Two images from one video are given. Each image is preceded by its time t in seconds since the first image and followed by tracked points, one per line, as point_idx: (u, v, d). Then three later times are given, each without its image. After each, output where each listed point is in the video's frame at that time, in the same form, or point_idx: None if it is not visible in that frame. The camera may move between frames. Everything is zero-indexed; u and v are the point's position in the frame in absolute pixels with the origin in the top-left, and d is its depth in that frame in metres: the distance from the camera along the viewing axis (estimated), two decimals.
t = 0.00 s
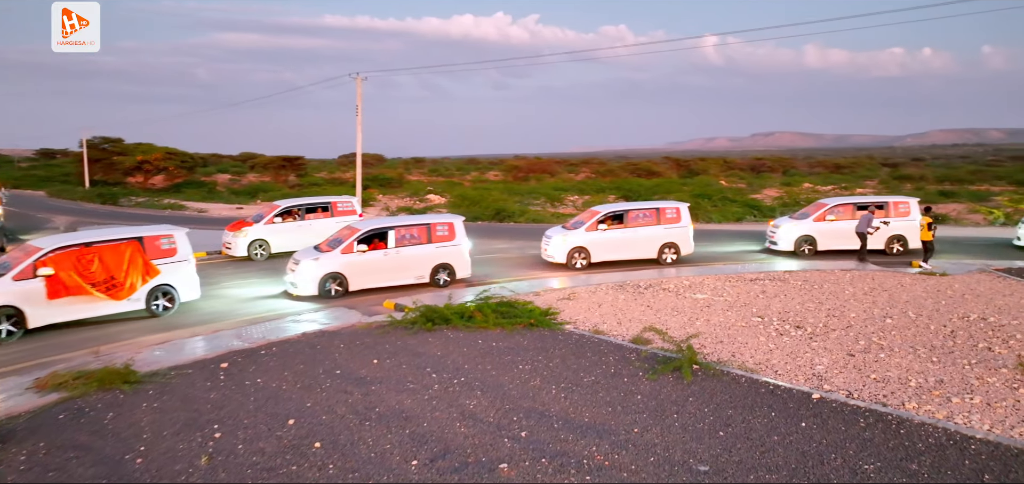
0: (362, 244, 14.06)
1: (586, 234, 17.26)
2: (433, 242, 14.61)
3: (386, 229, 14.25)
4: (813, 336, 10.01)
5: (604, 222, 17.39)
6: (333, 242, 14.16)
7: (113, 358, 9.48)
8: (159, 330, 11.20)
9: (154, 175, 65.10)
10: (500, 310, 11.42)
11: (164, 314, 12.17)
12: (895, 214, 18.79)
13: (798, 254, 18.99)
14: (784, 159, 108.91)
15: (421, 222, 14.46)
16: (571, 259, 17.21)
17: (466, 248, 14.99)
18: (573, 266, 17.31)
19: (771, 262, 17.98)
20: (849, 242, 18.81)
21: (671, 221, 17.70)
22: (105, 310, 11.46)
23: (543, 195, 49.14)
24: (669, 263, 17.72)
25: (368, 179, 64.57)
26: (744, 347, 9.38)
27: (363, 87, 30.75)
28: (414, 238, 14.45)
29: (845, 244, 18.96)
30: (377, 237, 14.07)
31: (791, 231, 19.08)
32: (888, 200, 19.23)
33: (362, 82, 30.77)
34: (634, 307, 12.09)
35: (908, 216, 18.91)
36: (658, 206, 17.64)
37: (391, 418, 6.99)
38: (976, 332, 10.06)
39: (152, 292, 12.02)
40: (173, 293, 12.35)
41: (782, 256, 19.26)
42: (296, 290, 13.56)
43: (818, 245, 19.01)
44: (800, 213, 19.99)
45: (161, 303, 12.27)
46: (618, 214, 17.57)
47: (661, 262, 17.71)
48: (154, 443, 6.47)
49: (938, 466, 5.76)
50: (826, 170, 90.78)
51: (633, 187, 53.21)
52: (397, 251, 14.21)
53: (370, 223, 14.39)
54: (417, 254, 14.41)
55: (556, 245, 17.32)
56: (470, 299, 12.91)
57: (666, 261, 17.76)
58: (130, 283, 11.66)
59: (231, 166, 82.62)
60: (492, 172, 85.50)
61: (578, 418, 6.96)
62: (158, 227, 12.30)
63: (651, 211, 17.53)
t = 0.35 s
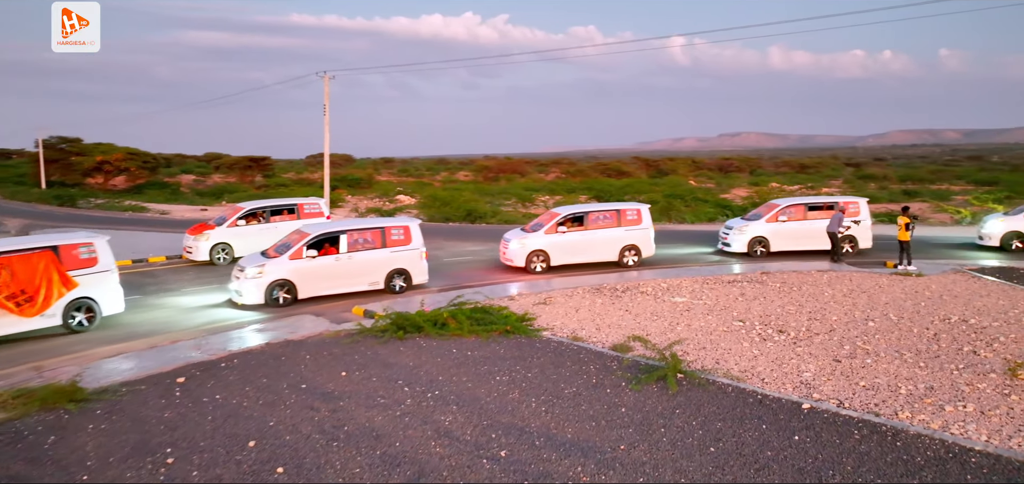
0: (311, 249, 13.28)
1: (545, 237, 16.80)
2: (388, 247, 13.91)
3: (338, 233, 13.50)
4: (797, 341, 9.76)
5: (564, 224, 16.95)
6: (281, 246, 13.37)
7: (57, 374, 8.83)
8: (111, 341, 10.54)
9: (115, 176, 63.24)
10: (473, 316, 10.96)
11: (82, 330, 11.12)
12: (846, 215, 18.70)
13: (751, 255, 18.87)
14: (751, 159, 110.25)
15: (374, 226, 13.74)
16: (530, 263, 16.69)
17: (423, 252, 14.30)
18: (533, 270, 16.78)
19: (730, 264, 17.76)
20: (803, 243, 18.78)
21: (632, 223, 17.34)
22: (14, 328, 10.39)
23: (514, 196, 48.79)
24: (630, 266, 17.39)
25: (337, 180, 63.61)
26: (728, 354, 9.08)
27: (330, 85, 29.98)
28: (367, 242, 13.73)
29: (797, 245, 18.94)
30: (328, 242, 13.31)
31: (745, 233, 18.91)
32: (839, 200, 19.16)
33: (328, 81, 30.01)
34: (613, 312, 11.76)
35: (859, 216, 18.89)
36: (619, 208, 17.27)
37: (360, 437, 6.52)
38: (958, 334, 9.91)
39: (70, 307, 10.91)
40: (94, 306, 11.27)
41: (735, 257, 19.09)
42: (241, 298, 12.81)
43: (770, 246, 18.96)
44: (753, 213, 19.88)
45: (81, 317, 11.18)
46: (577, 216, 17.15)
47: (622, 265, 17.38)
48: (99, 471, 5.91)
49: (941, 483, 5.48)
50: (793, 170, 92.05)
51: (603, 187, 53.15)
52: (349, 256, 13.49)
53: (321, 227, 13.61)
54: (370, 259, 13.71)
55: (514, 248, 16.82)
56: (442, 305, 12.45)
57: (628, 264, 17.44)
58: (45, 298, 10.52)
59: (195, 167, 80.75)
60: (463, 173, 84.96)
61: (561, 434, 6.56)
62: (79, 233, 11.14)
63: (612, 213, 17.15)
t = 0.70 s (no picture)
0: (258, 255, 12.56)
1: (503, 240, 16.25)
2: (341, 252, 13.19)
3: (287, 238, 12.78)
4: (780, 346, 9.53)
5: (522, 226, 16.43)
6: (226, 253, 12.65)
7: None
8: (59, 354, 9.89)
9: (74, 177, 61.27)
10: (446, 323, 10.53)
11: None
12: (795, 215, 18.65)
13: (704, 257, 18.48)
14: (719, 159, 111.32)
15: (326, 230, 13.02)
16: (487, 266, 16.14)
17: (379, 257, 13.63)
18: (488, 274, 16.23)
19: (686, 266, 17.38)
20: (755, 244, 18.60)
21: (592, 226, 16.91)
22: None
23: (486, 196, 48.36)
24: (590, 269, 16.99)
25: (305, 180, 62.52)
26: (711, 361, 8.81)
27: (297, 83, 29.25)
28: (318, 247, 13.01)
29: (750, 246, 18.69)
30: (275, 247, 12.57)
31: (698, 234, 18.51)
32: (789, 201, 19.10)
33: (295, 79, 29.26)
34: (591, 317, 11.43)
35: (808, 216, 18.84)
36: (578, 210, 16.82)
37: (327, 459, 6.05)
38: (941, 337, 9.77)
39: None
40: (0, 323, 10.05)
41: (688, 259, 18.65)
42: (182, 308, 12.06)
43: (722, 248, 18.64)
44: (703, 215, 19.54)
45: None
46: (535, 218, 16.63)
47: (582, 268, 16.96)
48: None
49: None
50: (760, 170, 93.10)
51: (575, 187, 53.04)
52: (298, 263, 12.76)
53: (269, 232, 12.89)
54: (322, 265, 12.96)
55: (471, 251, 16.24)
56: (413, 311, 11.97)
57: (588, 267, 17.05)
58: None
59: (158, 167, 78.72)
60: (433, 173, 84.26)
61: (543, 452, 6.18)
62: None
63: (571, 215, 16.69)
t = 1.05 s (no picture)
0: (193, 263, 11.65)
1: (454, 243, 15.58)
2: (284, 258, 12.41)
3: (226, 244, 11.91)
4: (760, 351, 9.25)
5: (473, 229, 15.79)
6: (157, 260, 11.69)
7: None
8: None
9: (25, 178, 59.03)
10: (413, 331, 10.03)
11: None
12: (740, 217, 18.44)
13: (651, 261, 17.87)
14: (684, 159, 112.27)
15: (269, 235, 12.21)
16: (437, 271, 15.44)
17: (326, 263, 12.89)
18: (438, 280, 15.50)
19: (636, 269, 16.87)
20: (701, 246, 18.20)
21: (546, 228, 16.39)
22: None
23: (453, 197, 47.79)
24: (545, 273, 16.39)
25: (268, 181, 61.20)
26: (691, 369, 8.48)
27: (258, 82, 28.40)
28: (259, 254, 12.18)
29: (697, 248, 18.27)
30: (212, 254, 11.70)
31: (644, 237, 17.88)
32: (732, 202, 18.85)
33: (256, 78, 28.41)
34: (565, 322, 11.06)
35: (751, 217, 18.62)
36: (531, 212, 16.26)
37: None
38: (920, 340, 9.61)
39: None
40: None
41: (635, 263, 18.00)
42: (108, 321, 11.11)
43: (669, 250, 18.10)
44: (647, 217, 18.95)
45: None
46: (487, 220, 16.00)
47: (537, 272, 16.32)
48: None
49: None
50: (725, 170, 94.10)
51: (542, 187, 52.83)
52: (238, 270, 11.92)
53: (205, 237, 11.99)
54: (264, 273, 12.17)
55: (421, 256, 15.50)
56: (379, 319, 11.44)
57: (543, 271, 16.42)
58: None
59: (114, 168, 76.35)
60: (399, 173, 83.33)
61: (520, 474, 5.75)
62: None
63: (525, 217, 16.13)
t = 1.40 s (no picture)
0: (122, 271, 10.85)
1: (404, 247, 14.86)
2: (224, 265, 11.64)
3: (159, 250, 11.13)
4: (741, 357, 8.98)
5: (425, 233, 15.11)
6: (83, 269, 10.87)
7: None
8: None
9: None
10: (380, 340, 9.55)
11: None
12: (688, 218, 17.76)
13: (599, 265, 17.12)
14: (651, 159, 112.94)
15: (206, 240, 11.47)
16: (387, 277, 14.69)
17: (270, 270, 12.13)
18: (388, 285, 14.77)
19: (588, 272, 16.34)
20: (650, 251, 17.48)
21: (500, 231, 15.75)
22: None
23: (420, 197, 47.19)
24: (499, 278, 15.73)
25: (231, 181, 59.82)
26: (672, 378, 8.17)
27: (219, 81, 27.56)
28: (196, 261, 11.40)
29: (645, 251, 17.54)
30: (144, 261, 10.91)
31: (592, 240, 17.10)
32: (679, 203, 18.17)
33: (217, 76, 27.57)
34: (540, 328, 10.69)
35: (700, 219, 17.97)
36: (485, 215, 15.62)
37: None
38: (900, 343, 9.45)
39: None
40: None
41: (583, 268, 17.23)
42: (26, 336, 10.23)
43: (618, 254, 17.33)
44: (594, 220, 18.16)
45: None
46: (439, 223, 15.32)
47: (491, 277, 15.69)
48: None
49: None
50: (691, 170, 94.87)
51: (511, 187, 52.53)
52: (172, 278, 11.13)
53: (137, 244, 11.21)
54: (202, 281, 11.40)
55: (369, 261, 14.73)
56: (344, 327, 10.91)
57: (496, 276, 15.77)
58: None
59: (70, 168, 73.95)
60: (366, 174, 82.28)
61: None
62: None
63: (478, 220, 15.50)
